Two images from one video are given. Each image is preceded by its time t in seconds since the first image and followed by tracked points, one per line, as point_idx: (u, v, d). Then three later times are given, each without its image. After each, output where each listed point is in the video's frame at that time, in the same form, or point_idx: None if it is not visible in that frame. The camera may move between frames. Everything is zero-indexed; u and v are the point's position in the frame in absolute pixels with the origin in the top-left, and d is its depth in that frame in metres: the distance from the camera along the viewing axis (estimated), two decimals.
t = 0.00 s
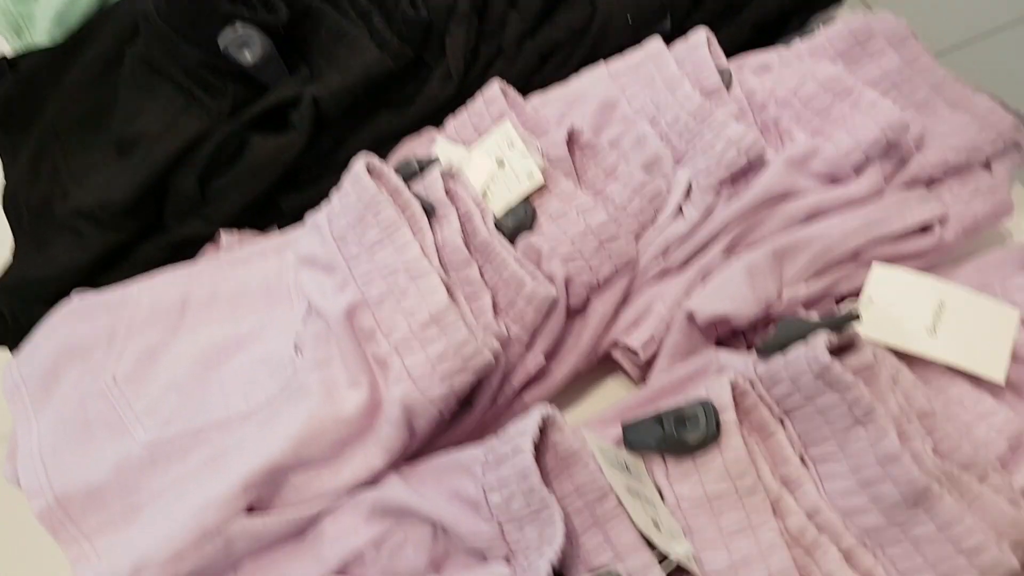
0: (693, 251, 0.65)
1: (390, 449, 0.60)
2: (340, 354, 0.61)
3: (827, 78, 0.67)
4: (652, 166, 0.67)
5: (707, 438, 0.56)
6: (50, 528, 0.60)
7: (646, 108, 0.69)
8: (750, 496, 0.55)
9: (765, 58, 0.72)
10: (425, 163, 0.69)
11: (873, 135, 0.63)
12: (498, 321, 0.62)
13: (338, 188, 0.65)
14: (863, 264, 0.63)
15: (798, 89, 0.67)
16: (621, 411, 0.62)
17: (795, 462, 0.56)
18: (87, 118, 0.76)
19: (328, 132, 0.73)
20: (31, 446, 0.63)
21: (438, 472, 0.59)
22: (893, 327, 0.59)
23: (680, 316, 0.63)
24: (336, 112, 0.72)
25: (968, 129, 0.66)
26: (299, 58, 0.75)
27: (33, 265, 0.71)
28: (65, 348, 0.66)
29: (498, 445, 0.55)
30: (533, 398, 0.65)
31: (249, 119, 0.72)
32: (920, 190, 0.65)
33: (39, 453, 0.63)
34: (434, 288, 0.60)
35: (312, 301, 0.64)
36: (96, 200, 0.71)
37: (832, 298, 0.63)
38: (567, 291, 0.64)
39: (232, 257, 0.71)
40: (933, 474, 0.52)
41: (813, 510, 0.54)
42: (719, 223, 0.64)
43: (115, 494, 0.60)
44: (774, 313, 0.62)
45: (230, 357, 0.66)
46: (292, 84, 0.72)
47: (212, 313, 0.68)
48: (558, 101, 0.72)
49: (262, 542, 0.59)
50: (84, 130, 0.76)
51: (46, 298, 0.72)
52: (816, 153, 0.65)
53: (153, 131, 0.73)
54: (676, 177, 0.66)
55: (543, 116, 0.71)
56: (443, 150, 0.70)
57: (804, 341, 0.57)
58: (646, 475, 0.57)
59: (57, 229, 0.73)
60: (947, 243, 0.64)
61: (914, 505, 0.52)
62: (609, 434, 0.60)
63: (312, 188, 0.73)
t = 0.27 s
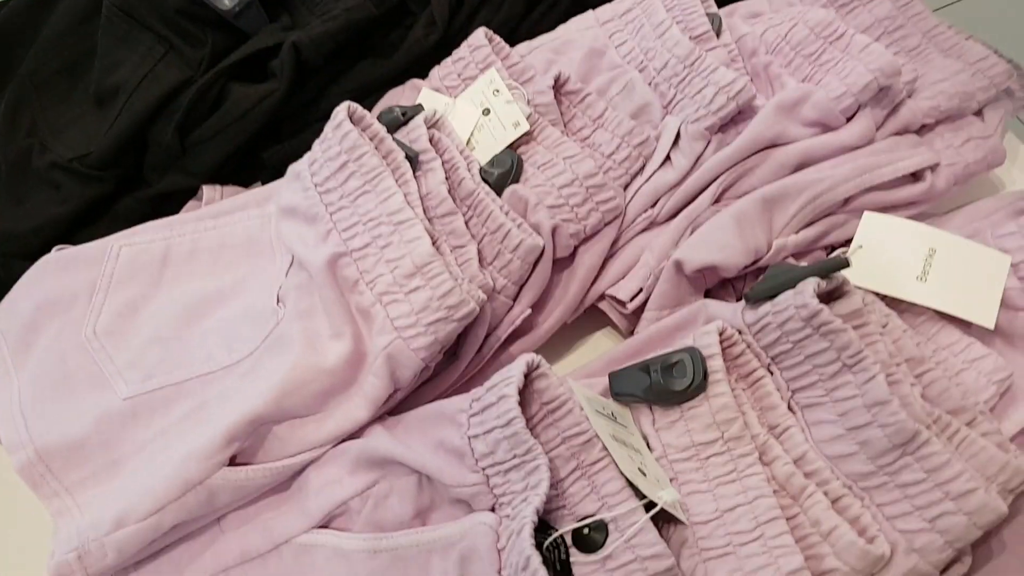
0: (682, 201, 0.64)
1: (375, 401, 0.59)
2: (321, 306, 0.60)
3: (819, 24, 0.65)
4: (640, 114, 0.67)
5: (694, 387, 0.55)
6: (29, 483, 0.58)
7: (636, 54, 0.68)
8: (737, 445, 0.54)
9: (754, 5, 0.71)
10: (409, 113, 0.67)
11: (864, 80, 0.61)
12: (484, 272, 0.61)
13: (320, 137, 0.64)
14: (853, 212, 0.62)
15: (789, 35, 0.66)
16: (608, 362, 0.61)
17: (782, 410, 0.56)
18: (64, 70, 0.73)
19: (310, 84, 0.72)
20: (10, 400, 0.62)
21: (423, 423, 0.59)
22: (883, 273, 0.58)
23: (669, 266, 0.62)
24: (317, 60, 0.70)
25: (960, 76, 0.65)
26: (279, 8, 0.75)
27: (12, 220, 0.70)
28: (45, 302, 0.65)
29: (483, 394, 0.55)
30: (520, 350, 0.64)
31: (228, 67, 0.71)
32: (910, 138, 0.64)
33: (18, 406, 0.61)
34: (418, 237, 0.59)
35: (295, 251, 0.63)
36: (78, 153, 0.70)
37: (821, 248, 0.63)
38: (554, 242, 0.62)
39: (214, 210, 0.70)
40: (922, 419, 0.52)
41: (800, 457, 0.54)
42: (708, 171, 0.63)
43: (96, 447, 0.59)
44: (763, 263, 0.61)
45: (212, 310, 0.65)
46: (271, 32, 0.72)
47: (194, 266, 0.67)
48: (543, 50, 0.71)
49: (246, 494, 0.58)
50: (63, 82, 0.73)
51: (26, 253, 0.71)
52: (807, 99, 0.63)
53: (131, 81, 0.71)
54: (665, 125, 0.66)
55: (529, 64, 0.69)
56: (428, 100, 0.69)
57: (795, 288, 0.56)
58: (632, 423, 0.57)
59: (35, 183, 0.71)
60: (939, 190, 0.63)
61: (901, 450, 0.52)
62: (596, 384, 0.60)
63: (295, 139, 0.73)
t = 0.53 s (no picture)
0: (677, 169, 0.64)
1: (369, 371, 0.59)
2: (312, 276, 0.60)
3: None
4: (635, 82, 0.66)
5: (688, 354, 0.55)
6: (21, 456, 0.57)
7: (630, 22, 0.68)
8: (732, 412, 0.54)
9: None
10: (401, 82, 0.67)
11: (859, 46, 0.61)
12: (477, 242, 0.60)
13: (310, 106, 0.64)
14: (849, 179, 0.62)
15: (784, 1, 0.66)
16: (603, 332, 0.61)
17: (777, 377, 0.55)
18: (50, 43, 0.72)
19: (301, 53, 0.71)
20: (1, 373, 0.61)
21: (416, 394, 0.58)
22: (878, 239, 0.58)
23: (663, 234, 0.61)
24: (306, 29, 0.70)
25: (957, 42, 0.64)
26: None
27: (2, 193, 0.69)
28: (34, 275, 0.64)
29: (476, 362, 0.55)
30: (514, 320, 0.64)
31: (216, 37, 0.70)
32: (907, 104, 0.63)
33: (10, 380, 0.61)
34: (410, 206, 0.58)
35: (286, 222, 0.62)
36: (67, 125, 0.70)
37: (817, 216, 0.62)
38: (547, 210, 0.62)
39: (205, 182, 0.69)
40: (917, 384, 0.52)
41: (795, 424, 0.54)
42: (702, 139, 0.63)
43: (88, 420, 0.58)
44: (758, 231, 0.60)
45: (204, 282, 0.64)
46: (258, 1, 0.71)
47: (186, 238, 0.67)
48: (535, 19, 0.71)
49: (240, 465, 0.57)
50: (49, 54, 0.72)
51: (16, 227, 0.70)
52: (803, 65, 0.63)
53: (119, 52, 0.70)
54: (660, 92, 0.65)
55: (522, 33, 0.69)
56: (420, 69, 0.69)
57: (790, 254, 0.55)
58: (626, 392, 0.57)
59: (25, 156, 0.70)
60: (936, 157, 0.62)
61: (896, 416, 0.51)
62: (590, 353, 0.60)
63: (285, 109, 0.72)
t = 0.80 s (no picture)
0: (669, 134, 0.63)
1: (362, 340, 0.58)
2: (303, 242, 0.59)
3: None
4: (626, 47, 0.66)
5: (682, 319, 0.54)
6: (13, 431, 0.57)
7: None
8: (726, 375, 0.53)
9: None
10: (389, 49, 0.66)
11: (852, 7, 0.60)
12: (469, 210, 0.60)
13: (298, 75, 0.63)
14: (842, 143, 0.62)
15: None
16: (596, 299, 0.61)
17: (771, 340, 0.55)
18: (35, 16, 0.71)
19: (288, 20, 0.71)
20: None
21: (410, 362, 0.58)
22: (871, 202, 0.58)
23: (656, 199, 0.61)
24: None
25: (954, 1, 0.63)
26: None
27: None
28: (24, 249, 0.64)
29: (470, 328, 0.54)
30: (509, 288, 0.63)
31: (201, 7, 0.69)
32: (900, 67, 0.63)
33: (1, 355, 0.60)
34: (401, 173, 0.58)
35: (276, 193, 0.62)
36: (52, 98, 0.69)
37: (810, 180, 0.62)
38: (539, 177, 0.61)
39: (193, 154, 0.69)
40: (911, 344, 0.51)
41: (790, 386, 0.54)
42: (695, 103, 0.62)
43: (81, 393, 0.58)
44: (752, 195, 0.60)
45: (195, 254, 0.64)
46: None
47: (176, 211, 0.66)
48: None
49: (234, 436, 0.57)
50: (33, 27, 0.71)
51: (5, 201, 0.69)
52: (796, 27, 0.62)
53: (103, 24, 0.68)
54: (651, 58, 0.64)
55: None
56: (409, 36, 0.68)
57: (783, 216, 0.55)
58: (621, 357, 0.57)
59: (10, 130, 0.69)
60: (929, 119, 0.62)
61: (890, 376, 0.51)
62: (584, 319, 0.60)
63: (273, 79, 0.72)
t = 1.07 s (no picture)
0: (662, 95, 0.63)
1: (358, 309, 0.58)
2: (296, 212, 0.59)
3: None
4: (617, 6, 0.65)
5: (679, 280, 0.54)
6: (11, 408, 0.57)
7: None
8: (724, 335, 0.53)
9: None
10: (377, 14, 0.65)
11: None
12: (462, 175, 0.59)
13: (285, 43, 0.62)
14: (836, 99, 0.61)
15: None
16: (591, 263, 0.61)
17: (768, 299, 0.55)
18: None
19: None
20: None
21: (407, 330, 0.58)
22: (867, 157, 0.58)
23: (650, 160, 0.60)
24: None
25: None
26: None
27: None
28: (13, 225, 0.63)
29: (466, 295, 0.54)
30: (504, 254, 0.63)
31: None
32: (895, 20, 0.62)
33: None
34: (392, 139, 0.57)
35: (267, 162, 0.61)
36: (37, 73, 0.68)
37: (805, 137, 0.61)
38: (532, 140, 0.61)
39: (180, 126, 0.68)
40: (909, 300, 0.51)
41: (787, 344, 0.54)
42: (687, 62, 0.62)
43: (77, 369, 0.57)
44: (747, 154, 0.60)
45: (186, 226, 0.63)
46: None
47: (166, 183, 0.65)
48: None
49: (231, 408, 0.57)
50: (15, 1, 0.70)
51: None
52: None
53: None
54: (643, 17, 0.64)
55: None
56: None
57: (779, 174, 0.55)
58: (618, 320, 0.57)
59: None
60: (924, 73, 0.61)
61: (888, 332, 0.51)
62: (580, 283, 0.59)
63: (260, 48, 0.72)
